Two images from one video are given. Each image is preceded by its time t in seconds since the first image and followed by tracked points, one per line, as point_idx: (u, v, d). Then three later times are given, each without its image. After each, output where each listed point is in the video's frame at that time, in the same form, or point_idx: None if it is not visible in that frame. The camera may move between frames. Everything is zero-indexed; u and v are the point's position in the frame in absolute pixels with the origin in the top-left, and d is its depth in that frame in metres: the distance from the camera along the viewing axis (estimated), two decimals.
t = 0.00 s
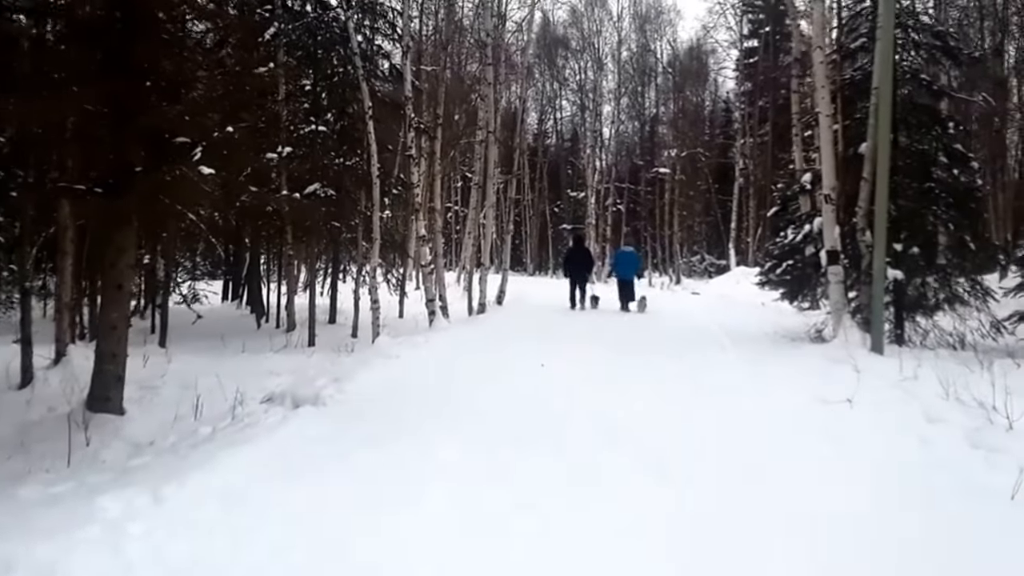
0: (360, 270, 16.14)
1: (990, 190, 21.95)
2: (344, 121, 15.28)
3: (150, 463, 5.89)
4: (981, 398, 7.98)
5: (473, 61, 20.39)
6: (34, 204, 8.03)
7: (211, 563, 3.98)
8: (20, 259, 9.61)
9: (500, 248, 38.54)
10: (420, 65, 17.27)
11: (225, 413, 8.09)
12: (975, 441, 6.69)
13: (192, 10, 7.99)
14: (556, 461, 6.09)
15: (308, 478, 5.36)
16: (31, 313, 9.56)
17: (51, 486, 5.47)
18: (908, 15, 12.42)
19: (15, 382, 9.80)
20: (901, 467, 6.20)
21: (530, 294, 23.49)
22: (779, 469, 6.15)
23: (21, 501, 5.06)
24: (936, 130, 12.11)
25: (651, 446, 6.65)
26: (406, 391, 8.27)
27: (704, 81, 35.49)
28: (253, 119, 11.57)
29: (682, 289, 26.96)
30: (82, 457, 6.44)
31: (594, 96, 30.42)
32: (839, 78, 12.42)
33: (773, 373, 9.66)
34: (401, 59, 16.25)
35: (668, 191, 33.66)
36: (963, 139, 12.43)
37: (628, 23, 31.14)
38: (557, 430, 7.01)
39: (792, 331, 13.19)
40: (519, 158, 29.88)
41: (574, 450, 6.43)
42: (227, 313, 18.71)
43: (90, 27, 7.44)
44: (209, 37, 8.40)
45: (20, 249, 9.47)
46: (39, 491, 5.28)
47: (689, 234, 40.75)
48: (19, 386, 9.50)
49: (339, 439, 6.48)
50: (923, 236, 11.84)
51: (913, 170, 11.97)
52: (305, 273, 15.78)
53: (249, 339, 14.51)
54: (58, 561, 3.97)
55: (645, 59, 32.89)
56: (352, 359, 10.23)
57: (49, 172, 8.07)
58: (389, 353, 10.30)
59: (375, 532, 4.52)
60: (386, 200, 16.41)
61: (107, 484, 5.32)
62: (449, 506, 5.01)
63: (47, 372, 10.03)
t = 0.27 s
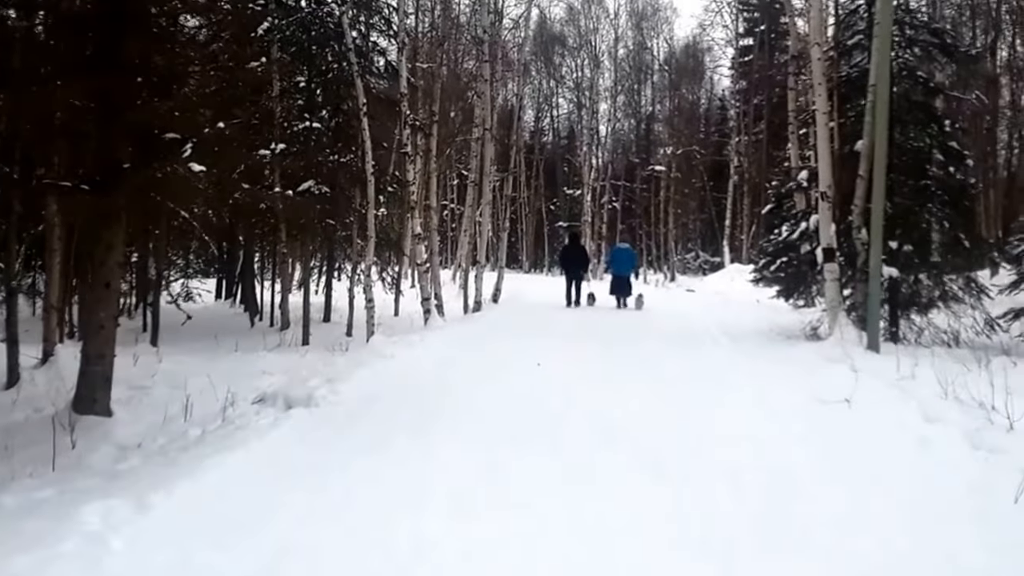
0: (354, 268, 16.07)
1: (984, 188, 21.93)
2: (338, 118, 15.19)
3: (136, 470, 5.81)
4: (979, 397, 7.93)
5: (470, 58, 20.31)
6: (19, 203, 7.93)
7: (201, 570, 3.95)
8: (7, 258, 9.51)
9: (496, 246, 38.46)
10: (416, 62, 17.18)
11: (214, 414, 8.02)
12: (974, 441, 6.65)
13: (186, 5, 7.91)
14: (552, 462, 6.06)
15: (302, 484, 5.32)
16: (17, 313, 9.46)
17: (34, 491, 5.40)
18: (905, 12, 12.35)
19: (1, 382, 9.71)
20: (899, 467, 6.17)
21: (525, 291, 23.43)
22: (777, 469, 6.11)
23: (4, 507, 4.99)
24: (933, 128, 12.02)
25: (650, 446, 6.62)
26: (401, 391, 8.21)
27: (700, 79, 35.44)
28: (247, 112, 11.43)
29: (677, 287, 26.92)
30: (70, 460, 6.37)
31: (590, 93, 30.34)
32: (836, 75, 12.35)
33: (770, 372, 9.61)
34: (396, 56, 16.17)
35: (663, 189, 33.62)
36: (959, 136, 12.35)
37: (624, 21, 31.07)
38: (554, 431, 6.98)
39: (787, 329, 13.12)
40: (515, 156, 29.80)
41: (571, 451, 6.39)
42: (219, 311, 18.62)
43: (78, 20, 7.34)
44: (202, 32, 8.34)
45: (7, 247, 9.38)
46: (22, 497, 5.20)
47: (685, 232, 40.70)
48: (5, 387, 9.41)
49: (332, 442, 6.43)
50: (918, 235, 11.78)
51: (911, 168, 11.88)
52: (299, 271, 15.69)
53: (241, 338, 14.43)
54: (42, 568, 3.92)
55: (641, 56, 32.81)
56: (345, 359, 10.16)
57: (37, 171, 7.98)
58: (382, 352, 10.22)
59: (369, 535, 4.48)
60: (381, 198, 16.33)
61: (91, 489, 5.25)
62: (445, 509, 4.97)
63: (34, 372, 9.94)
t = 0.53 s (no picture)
0: (349, 264, 16.02)
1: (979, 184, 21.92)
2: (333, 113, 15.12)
3: (125, 473, 5.78)
4: (975, 394, 7.90)
5: (466, 55, 20.23)
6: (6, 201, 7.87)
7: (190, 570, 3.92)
8: None
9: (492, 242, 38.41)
10: (413, 58, 17.10)
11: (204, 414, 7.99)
12: (972, 438, 6.62)
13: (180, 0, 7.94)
14: (548, 459, 6.03)
15: (295, 483, 5.29)
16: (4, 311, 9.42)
17: (19, 493, 5.36)
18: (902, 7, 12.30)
19: None
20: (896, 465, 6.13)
21: (520, 287, 23.39)
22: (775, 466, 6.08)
23: None
24: (929, 124, 11.96)
25: (647, 444, 6.59)
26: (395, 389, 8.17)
27: (696, 75, 35.39)
28: (236, 99, 11.36)
29: (672, 283, 26.90)
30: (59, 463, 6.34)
31: (587, 90, 30.27)
32: (832, 70, 12.31)
33: (766, 368, 9.58)
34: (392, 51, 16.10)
35: (660, 185, 33.58)
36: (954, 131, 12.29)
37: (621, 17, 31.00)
38: (549, 428, 6.94)
39: (782, 325, 13.09)
40: (511, 153, 29.72)
41: (568, 448, 6.36)
42: (214, 308, 18.57)
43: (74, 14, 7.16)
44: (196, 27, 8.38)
45: None
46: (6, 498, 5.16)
47: (681, 228, 40.66)
48: None
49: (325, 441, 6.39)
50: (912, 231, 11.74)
51: (906, 164, 11.81)
52: (294, 267, 15.65)
53: (235, 335, 14.39)
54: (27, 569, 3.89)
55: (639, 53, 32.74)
56: (338, 356, 10.11)
57: (24, 167, 7.92)
58: (376, 348, 10.17)
59: (362, 535, 4.45)
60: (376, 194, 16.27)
61: (76, 491, 5.21)
62: (439, 508, 4.94)
63: (21, 371, 9.90)
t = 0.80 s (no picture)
0: (346, 261, 15.95)
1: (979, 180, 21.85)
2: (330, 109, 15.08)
3: (112, 475, 5.70)
4: (976, 391, 7.82)
5: (465, 51, 20.14)
6: None
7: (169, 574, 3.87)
8: None
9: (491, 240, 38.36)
10: (411, 54, 17.01)
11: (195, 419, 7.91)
12: (970, 437, 6.55)
13: None
14: (544, 461, 5.98)
15: (287, 486, 5.22)
16: None
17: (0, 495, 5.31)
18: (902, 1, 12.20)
19: None
20: (895, 464, 6.07)
21: (519, 284, 23.32)
22: (773, 466, 6.02)
23: None
24: (928, 119, 11.88)
25: (643, 445, 6.54)
26: (390, 390, 8.10)
27: (696, 72, 35.30)
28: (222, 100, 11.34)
29: (671, 280, 26.83)
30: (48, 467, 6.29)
31: (587, 87, 30.16)
32: (833, 65, 12.23)
33: (763, 366, 9.50)
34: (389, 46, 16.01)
35: (659, 182, 33.49)
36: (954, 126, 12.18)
37: (620, 14, 30.90)
38: (545, 428, 6.89)
39: (781, 321, 13.02)
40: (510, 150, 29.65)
41: (563, 450, 6.31)
42: (211, 305, 18.51)
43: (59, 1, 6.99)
44: (189, 16, 8.36)
45: None
46: None
47: (680, 225, 40.58)
48: None
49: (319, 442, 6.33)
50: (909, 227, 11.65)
51: (905, 160, 11.71)
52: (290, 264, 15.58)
53: (231, 333, 14.33)
54: None
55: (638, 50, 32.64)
56: (334, 355, 10.05)
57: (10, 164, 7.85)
58: (371, 347, 10.09)
59: (346, 537, 4.41)
60: (373, 190, 16.19)
61: (59, 494, 5.15)
62: (432, 511, 4.88)
63: (10, 369, 9.85)
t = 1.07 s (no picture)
0: (346, 260, 15.89)
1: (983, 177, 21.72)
2: (329, 104, 15.20)
3: (102, 491, 5.61)
4: (980, 391, 7.73)
5: (466, 47, 20.04)
6: None
7: None
8: None
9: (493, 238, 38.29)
10: (412, 51, 16.90)
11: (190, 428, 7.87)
12: (973, 437, 6.47)
13: None
14: (542, 468, 5.91)
15: (280, 505, 5.14)
16: None
17: None
18: None
19: None
20: (899, 464, 5.98)
21: (521, 282, 23.24)
22: (775, 468, 5.95)
23: None
24: (931, 116, 11.78)
25: (643, 448, 6.47)
26: (388, 395, 8.02)
27: (698, 69, 35.17)
28: (198, 101, 11.28)
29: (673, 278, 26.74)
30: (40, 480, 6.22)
31: (590, 85, 30.05)
32: (836, 61, 12.11)
33: (764, 365, 9.42)
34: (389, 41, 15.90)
35: (662, 180, 33.39)
36: (958, 123, 12.08)
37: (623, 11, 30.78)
38: (543, 433, 6.82)
39: (782, 320, 12.94)
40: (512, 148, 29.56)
41: (562, 455, 6.24)
42: (211, 304, 18.47)
43: None
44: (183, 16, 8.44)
45: None
46: None
47: (683, 223, 40.46)
48: None
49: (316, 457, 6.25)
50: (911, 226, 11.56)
51: (908, 157, 11.60)
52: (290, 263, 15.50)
53: (229, 333, 14.27)
54: None
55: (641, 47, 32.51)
56: (331, 355, 9.98)
57: None
58: (369, 347, 10.01)
59: (335, 548, 4.36)
60: (372, 188, 16.10)
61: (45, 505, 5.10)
62: (427, 523, 4.80)
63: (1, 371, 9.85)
